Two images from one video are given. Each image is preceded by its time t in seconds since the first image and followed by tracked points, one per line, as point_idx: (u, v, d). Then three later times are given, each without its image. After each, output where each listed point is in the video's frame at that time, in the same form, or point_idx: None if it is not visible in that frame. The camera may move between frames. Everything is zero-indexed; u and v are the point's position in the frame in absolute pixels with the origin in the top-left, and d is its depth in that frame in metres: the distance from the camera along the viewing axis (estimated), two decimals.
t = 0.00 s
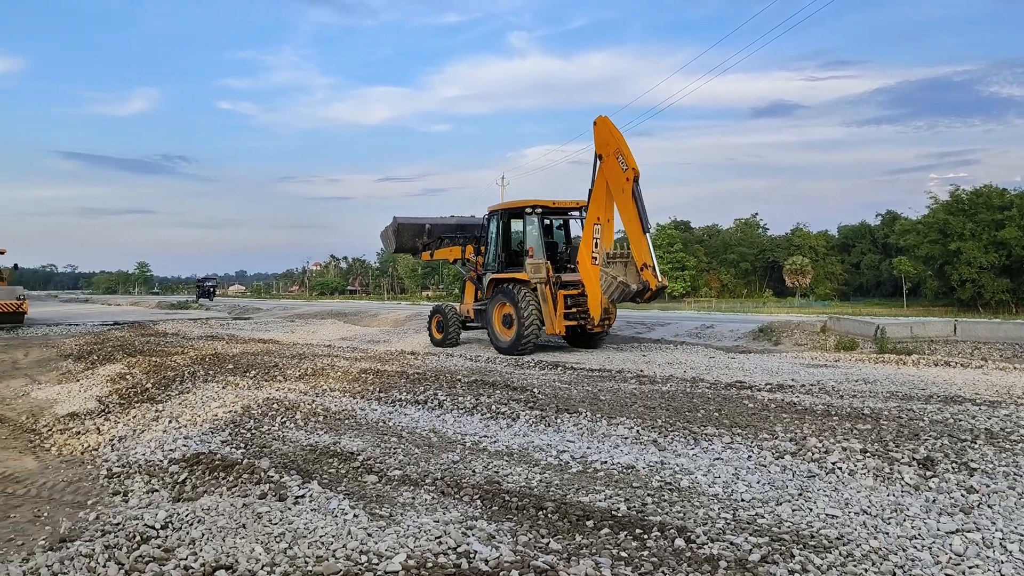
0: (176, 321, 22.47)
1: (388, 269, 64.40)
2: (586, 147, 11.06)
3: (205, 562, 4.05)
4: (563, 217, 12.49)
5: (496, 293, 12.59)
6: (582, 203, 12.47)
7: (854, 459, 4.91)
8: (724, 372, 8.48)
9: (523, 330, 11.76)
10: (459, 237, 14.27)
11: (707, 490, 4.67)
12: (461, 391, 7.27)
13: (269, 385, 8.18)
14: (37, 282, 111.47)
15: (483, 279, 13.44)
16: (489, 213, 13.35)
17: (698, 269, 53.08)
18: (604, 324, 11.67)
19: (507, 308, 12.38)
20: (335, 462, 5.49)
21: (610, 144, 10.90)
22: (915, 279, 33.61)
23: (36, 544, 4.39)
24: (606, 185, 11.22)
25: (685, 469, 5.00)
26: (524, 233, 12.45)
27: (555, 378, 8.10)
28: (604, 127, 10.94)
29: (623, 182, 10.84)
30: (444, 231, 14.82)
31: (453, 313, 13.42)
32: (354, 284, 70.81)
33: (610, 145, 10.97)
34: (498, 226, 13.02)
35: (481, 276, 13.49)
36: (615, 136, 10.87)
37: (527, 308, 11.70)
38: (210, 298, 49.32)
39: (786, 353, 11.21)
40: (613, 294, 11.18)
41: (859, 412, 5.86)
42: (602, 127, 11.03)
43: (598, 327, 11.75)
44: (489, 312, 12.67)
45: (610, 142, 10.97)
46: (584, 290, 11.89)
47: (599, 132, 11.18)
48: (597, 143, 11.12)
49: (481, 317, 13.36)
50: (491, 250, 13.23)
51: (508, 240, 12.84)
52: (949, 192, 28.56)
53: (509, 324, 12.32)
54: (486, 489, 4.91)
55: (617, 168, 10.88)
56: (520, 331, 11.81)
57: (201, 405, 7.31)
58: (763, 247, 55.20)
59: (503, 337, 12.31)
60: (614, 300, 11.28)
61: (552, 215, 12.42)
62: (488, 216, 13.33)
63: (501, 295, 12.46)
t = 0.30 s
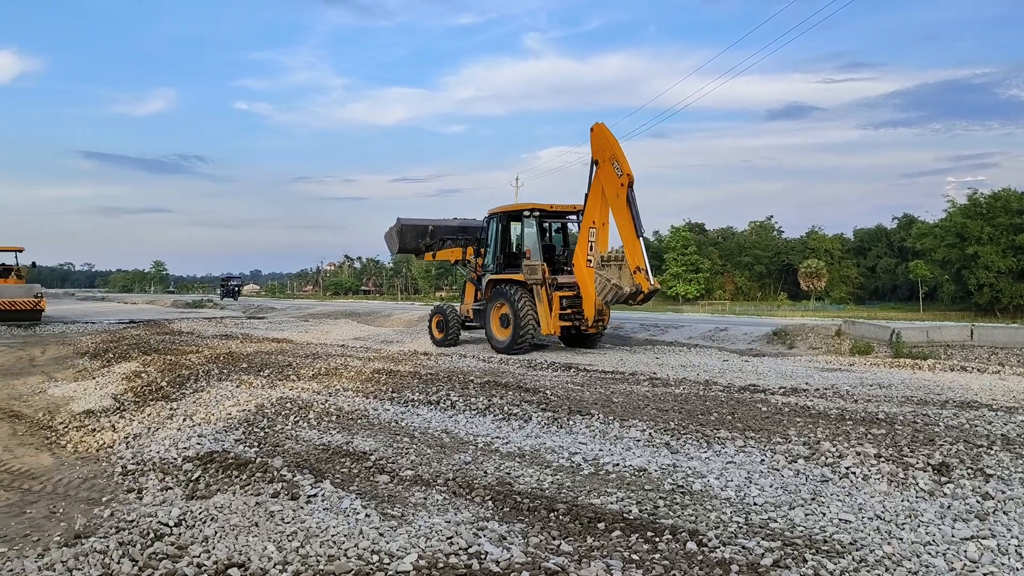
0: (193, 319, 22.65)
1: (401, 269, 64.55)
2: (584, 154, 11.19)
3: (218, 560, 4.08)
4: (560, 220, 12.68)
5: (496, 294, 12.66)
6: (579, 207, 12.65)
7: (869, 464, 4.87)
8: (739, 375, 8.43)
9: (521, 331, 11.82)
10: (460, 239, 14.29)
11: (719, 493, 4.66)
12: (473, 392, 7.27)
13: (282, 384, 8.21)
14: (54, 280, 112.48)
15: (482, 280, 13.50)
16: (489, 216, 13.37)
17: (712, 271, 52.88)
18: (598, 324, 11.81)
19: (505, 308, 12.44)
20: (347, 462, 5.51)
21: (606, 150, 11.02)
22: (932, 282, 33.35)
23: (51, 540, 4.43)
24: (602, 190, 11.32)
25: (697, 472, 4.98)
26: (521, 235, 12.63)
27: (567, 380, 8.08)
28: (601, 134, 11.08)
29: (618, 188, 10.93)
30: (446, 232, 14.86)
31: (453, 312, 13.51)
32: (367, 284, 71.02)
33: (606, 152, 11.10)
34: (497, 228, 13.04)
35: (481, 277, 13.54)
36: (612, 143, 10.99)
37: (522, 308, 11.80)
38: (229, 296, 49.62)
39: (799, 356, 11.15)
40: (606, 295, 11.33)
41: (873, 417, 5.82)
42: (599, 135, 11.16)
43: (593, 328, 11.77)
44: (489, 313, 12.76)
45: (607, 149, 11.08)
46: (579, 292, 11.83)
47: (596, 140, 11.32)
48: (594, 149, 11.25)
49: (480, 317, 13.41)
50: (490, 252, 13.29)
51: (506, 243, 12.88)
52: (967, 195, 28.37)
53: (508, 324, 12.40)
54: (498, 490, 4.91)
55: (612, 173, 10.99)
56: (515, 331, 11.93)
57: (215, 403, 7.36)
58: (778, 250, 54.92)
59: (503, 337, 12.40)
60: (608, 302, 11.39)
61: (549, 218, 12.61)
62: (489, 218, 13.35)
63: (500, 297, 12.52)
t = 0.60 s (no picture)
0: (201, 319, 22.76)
1: (409, 271, 64.64)
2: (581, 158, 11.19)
3: (224, 559, 4.09)
4: (556, 223, 12.68)
5: (490, 294, 12.74)
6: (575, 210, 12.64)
7: (877, 469, 4.85)
8: (747, 379, 8.40)
9: (513, 331, 11.90)
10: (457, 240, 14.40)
11: (726, 497, 4.64)
12: (480, 393, 7.28)
13: (289, 384, 8.24)
14: (63, 278, 113.04)
15: (478, 280, 13.55)
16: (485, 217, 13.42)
17: (720, 275, 52.74)
18: (590, 324, 11.94)
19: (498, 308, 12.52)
20: (354, 462, 5.51)
21: (603, 155, 11.01)
22: (942, 288, 33.19)
23: (59, 537, 4.45)
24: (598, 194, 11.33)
25: (704, 476, 4.97)
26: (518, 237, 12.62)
27: (574, 382, 8.08)
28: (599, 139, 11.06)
29: (613, 192, 10.93)
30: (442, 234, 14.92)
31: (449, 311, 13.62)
32: (375, 285, 71.10)
33: (603, 156, 11.08)
34: (493, 229, 13.08)
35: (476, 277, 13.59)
36: (608, 148, 10.98)
37: (515, 308, 11.88)
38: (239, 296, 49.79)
39: (808, 360, 11.11)
40: (599, 295, 11.19)
41: (882, 422, 5.80)
42: (597, 140, 11.14)
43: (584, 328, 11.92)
44: (483, 313, 12.84)
45: (603, 153, 11.07)
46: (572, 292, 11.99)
47: (594, 144, 11.31)
48: (592, 154, 11.24)
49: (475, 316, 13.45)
50: (486, 253, 13.33)
51: (502, 245, 12.92)
52: (978, 200, 28.24)
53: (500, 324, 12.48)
54: (504, 492, 4.91)
55: (608, 178, 10.98)
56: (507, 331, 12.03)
57: (223, 403, 7.39)
58: (786, 254, 54.75)
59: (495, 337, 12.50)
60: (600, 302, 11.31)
61: (546, 220, 12.61)
62: (485, 219, 13.40)
63: (494, 296, 12.60)
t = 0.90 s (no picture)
0: (207, 322, 22.81)
1: (414, 274, 64.70)
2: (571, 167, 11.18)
3: (227, 561, 4.09)
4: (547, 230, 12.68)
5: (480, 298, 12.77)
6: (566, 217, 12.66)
7: (881, 476, 4.83)
8: (751, 384, 8.37)
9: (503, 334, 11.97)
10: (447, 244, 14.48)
11: (729, 503, 4.63)
12: (484, 398, 7.28)
13: (294, 387, 8.25)
14: (71, 279, 113.58)
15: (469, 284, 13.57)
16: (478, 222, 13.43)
17: (725, 280, 52.66)
18: (578, 329, 11.85)
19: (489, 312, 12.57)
20: (357, 465, 5.51)
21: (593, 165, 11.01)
22: (949, 293, 33.08)
23: (62, 539, 4.46)
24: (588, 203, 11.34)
25: (707, 482, 4.95)
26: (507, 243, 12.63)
27: (578, 386, 8.07)
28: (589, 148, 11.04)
29: (603, 202, 10.94)
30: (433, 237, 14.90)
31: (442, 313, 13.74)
32: (380, 288, 71.17)
33: (593, 166, 11.08)
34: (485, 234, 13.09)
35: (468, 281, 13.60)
36: (599, 157, 10.97)
37: (506, 311, 11.92)
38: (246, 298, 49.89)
39: (813, 366, 11.07)
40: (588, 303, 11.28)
41: (886, 429, 5.77)
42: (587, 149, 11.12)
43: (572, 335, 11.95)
44: (473, 316, 12.88)
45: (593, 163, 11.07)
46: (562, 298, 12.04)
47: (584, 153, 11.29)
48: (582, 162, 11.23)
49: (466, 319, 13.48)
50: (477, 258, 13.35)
51: (493, 250, 12.93)
52: (985, 206, 28.16)
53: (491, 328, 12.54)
54: (507, 496, 4.91)
55: (597, 187, 10.99)
56: (498, 334, 12.05)
57: (227, 405, 7.40)
58: (792, 259, 54.66)
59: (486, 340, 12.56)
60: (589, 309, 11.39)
61: (536, 227, 12.61)
62: (477, 224, 13.41)
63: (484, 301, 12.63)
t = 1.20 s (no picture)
0: (215, 327, 22.84)
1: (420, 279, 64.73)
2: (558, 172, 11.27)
3: (233, 566, 4.09)
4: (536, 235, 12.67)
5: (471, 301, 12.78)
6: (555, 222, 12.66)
7: (889, 482, 4.81)
8: (758, 389, 8.36)
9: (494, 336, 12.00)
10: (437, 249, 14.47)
11: (736, 508, 4.61)
12: (490, 402, 7.28)
13: (300, 391, 8.26)
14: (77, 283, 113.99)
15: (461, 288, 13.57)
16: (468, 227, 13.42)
17: (731, 284, 52.57)
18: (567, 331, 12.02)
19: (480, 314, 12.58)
20: (363, 470, 5.51)
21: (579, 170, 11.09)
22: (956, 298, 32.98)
23: (69, 543, 4.46)
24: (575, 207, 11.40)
25: (714, 487, 4.94)
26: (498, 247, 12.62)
27: (584, 391, 8.05)
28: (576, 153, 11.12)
29: (589, 206, 11.01)
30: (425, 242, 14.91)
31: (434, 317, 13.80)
32: (386, 292, 71.22)
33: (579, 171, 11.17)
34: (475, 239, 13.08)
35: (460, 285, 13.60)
36: (585, 162, 11.06)
37: (498, 314, 11.94)
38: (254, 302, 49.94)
39: (819, 371, 11.04)
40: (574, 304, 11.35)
41: (895, 434, 5.75)
42: (574, 154, 11.21)
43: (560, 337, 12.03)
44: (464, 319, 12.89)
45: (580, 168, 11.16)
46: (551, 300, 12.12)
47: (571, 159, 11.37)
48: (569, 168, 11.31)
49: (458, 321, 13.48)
50: (468, 262, 13.35)
51: (484, 254, 12.93)
52: (993, 210, 28.08)
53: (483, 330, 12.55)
54: (513, 501, 4.90)
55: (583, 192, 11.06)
56: (489, 336, 12.11)
57: (233, 409, 7.41)
58: (798, 263, 54.55)
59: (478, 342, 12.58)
60: (577, 312, 11.43)
61: (526, 231, 12.60)
62: (468, 229, 13.40)
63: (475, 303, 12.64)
